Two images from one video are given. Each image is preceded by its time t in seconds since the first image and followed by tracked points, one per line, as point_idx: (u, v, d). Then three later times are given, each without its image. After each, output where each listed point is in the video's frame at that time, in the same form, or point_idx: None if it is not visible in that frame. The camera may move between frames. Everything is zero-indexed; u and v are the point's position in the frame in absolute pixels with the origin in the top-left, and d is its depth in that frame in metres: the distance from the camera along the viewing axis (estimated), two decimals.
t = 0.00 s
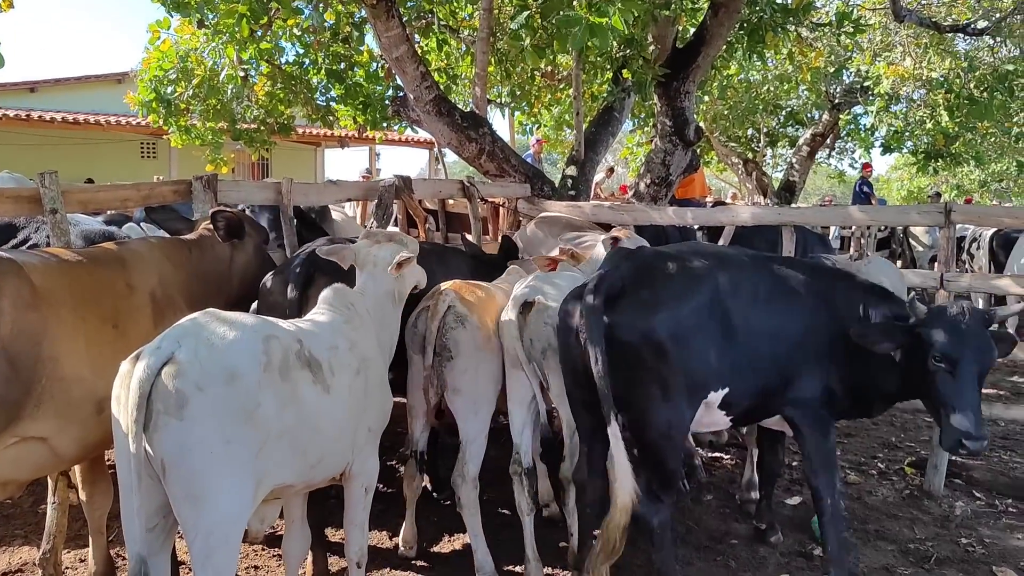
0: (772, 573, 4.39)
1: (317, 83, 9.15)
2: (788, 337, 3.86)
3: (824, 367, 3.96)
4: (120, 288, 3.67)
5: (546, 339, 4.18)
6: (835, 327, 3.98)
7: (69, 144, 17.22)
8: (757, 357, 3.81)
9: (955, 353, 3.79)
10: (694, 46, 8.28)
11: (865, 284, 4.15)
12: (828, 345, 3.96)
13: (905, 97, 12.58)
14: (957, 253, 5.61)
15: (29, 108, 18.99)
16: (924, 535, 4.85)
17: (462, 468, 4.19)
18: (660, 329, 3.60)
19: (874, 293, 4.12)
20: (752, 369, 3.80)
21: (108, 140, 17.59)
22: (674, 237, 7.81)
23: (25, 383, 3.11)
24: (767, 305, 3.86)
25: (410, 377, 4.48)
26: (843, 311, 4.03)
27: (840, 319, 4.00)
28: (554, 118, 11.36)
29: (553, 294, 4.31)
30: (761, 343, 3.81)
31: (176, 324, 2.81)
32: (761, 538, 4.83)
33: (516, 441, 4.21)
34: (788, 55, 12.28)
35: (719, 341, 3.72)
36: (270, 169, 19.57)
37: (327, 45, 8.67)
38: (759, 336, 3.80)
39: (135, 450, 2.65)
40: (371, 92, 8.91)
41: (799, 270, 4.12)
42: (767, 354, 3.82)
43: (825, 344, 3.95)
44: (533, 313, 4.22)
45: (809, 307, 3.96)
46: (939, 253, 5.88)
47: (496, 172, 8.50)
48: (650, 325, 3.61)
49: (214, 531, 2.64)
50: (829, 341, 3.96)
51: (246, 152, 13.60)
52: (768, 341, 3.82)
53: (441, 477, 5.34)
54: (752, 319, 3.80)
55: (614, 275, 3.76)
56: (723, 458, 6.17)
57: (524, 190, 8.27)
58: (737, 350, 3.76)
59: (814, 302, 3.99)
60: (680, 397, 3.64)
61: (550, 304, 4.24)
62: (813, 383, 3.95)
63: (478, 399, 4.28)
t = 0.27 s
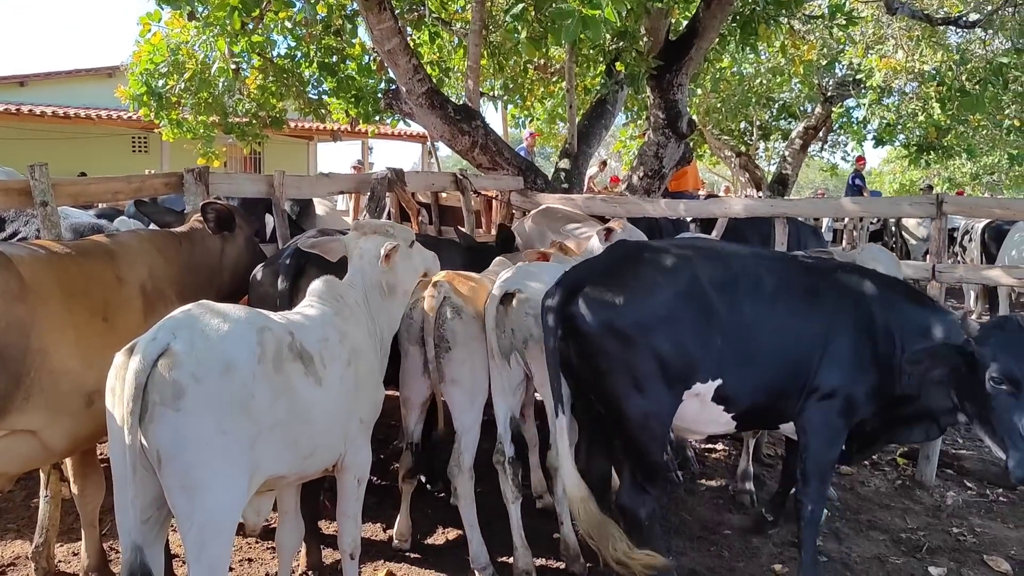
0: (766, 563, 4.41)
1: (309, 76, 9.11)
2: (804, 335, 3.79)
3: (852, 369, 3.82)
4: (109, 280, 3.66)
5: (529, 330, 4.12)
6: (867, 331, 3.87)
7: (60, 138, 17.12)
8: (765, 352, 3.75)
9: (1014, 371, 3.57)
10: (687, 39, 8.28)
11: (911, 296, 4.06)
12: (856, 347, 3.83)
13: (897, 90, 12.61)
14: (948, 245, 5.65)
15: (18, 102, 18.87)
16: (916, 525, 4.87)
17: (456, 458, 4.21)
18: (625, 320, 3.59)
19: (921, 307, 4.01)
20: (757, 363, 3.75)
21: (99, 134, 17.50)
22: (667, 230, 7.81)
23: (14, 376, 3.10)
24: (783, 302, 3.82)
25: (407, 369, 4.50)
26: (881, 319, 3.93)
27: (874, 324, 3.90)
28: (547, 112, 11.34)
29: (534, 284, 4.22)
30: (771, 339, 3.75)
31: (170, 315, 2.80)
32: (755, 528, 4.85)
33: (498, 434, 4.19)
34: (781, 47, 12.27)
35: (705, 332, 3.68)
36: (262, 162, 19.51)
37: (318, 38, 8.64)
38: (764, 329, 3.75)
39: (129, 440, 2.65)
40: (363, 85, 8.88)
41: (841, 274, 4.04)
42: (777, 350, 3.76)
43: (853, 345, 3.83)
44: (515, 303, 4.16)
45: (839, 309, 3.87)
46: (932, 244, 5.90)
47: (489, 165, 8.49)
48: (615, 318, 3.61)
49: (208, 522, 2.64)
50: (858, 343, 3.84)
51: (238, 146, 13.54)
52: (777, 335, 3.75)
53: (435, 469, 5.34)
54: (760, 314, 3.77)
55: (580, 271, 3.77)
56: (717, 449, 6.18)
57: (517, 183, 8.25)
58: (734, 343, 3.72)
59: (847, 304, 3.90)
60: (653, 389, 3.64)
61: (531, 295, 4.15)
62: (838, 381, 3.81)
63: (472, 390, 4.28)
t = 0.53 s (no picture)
0: (765, 559, 4.42)
1: (307, 73, 9.10)
2: (806, 326, 3.81)
3: (856, 361, 3.80)
4: (106, 277, 3.66)
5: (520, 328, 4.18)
6: (877, 323, 3.85)
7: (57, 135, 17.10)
8: (764, 338, 3.79)
9: None
10: (685, 34, 8.27)
11: (933, 289, 3.96)
12: (864, 338, 3.81)
13: (896, 86, 12.61)
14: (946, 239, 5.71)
15: (15, 99, 18.83)
16: (915, 520, 4.88)
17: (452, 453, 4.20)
18: (606, 305, 3.81)
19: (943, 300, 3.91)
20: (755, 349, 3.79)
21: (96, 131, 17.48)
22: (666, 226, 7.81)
23: (12, 373, 3.10)
24: (784, 292, 3.86)
25: (399, 363, 4.49)
26: (894, 311, 3.89)
27: (884, 316, 3.87)
28: (545, 108, 11.33)
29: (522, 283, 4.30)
30: (768, 325, 3.79)
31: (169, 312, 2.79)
32: (753, 524, 4.86)
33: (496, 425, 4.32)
34: (779, 43, 12.26)
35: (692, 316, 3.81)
36: (260, 159, 19.49)
37: (316, 35, 8.62)
38: (759, 316, 3.80)
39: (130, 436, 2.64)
40: (361, 82, 8.86)
41: (855, 266, 4.03)
42: (777, 337, 3.79)
43: (860, 336, 3.81)
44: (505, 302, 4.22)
45: (846, 300, 3.87)
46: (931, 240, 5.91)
47: (488, 161, 8.48)
48: (596, 304, 3.83)
49: (209, 517, 2.64)
50: (865, 335, 3.82)
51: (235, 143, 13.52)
52: (775, 322, 3.80)
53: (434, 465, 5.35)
54: (757, 300, 3.83)
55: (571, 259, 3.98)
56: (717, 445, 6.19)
57: (515, 179, 8.25)
58: (729, 329, 3.79)
59: (859, 299, 3.88)
60: (636, 371, 3.80)
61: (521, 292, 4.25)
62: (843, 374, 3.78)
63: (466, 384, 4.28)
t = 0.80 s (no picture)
0: (769, 559, 4.41)
1: (310, 74, 9.11)
2: (810, 324, 3.81)
3: (860, 361, 3.80)
4: (109, 278, 3.66)
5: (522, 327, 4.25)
6: (883, 324, 3.85)
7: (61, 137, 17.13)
8: (766, 335, 3.79)
9: None
10: (688, 34, 8.27)
11: (953, 294, 3.90)
12: (869, 338, 3.82)
13: (899, 85, 12.60)
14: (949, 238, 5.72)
15: (19, 101, 18.87)
16: (919, 520, 4.87)
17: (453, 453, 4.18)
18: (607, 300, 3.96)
19: (964, 305, 3.85)
20: (757, 346, 3.78)
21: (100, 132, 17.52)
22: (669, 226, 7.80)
23: (15, 375, 3.11)
24: (788, 289, 3.89)
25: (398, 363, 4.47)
26: (905, 313, 3.87)
27: (892, 318, 3.87)
28: (548, 108, 11.33)
29: (523, 281, 4.35)
30: (771, 322, 3.80)
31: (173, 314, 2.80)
32: (756, 524, 4.85)
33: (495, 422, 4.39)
34: (781, 43, 12.26)
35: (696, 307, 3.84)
36: (263, 160, 19.51)
37: (319, 36, 8.63)
38: (762, 312, 3.82)
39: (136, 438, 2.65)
40: (364, 83, 8.87)
41: (865, 268, 4.04)
42: (779, 334, 3.79)
43: (864, 336, 3.82)
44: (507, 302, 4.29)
45: (853, 300, 3.88)
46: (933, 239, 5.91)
47: (491, 162, 8.49)
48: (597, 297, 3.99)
49: (216, 517, 2.65)
50: (870, 335, 3.83)
51: (238, 145, 13.54)
52: (777, 319, 3.80)
53: (437, 466, 5.35)
54: (759, 296, 3.85)
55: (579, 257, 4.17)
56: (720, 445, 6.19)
57: (518, 180, 8.26)
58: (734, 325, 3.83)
59: (865, 299, 3.89)
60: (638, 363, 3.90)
61: (524, 292, 4.30)
62: (842, 374, 3.79)
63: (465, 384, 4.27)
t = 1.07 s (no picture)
0: (777, 560, 4.41)
1: (317, 75, 9.12)
2: (824, 326, 3.86)
3: (875, 364, 3.78)
4: (118, 280, 3.68)
5: (530, 325, 4.25)
6: (901, 324, 3.84)
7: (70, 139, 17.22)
8: (781, 335, 3.86)
9: None
10: (694, 35, 8.26)
11: (970, 291, 3.87)
12: (886, 341, 3.80)
13: (906, 84, 12.57)
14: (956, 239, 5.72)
15: (28, 103, 18.94)
16: (927, 521, 4.86)
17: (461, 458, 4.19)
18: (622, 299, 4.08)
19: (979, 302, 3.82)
20: (771, 346, 3.87)
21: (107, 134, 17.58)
22: (675, 226, 7.79)
23: (26, 376, 3.13)
24: (805, 288, 3.95)
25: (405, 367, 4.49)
26: (924, 314, 3.84)
27: (910, 318, 3.84)
28: (554, 109, 11.33)
29: (535, 280, 4.35)
30: (785, 321, 3.87)
31: (180, 315, 2.80)
32: (764, 525, 4.85)
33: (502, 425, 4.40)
34: (788, 43, 12.23)
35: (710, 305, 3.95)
36: (270, 162, 19.55)
37: (325, 37, 8.64)
38: (778, 311, 3.89)
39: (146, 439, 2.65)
40: (370, 84, 8.87)
41: (886, 268, 4.04)
42: (794, 335, 3.86)
43: (881, 337, 3.81)
44: (517, 299, 4.29)
45: (870, 297, 3.90)
46: (941, 239, 5.90)
47: (497, 162, 8.48)
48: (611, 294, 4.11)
49: (224, 518, 2.66)
50: (887, 336, 3.81)
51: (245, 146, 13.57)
52: (791, 319, 3.87)
53: (444, 467, 5.36)
54: (775, 295, 3.93)
55: (599, 254, 4.27)
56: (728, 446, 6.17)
57: (524, 180, 8.26)
58: (748, 325, 3.89)
59: (879, 298, 3.90)
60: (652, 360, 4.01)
61: (535, 293, 4.29)
62: (858, 379, 3.80)
63: (472, 387, 4.27)
